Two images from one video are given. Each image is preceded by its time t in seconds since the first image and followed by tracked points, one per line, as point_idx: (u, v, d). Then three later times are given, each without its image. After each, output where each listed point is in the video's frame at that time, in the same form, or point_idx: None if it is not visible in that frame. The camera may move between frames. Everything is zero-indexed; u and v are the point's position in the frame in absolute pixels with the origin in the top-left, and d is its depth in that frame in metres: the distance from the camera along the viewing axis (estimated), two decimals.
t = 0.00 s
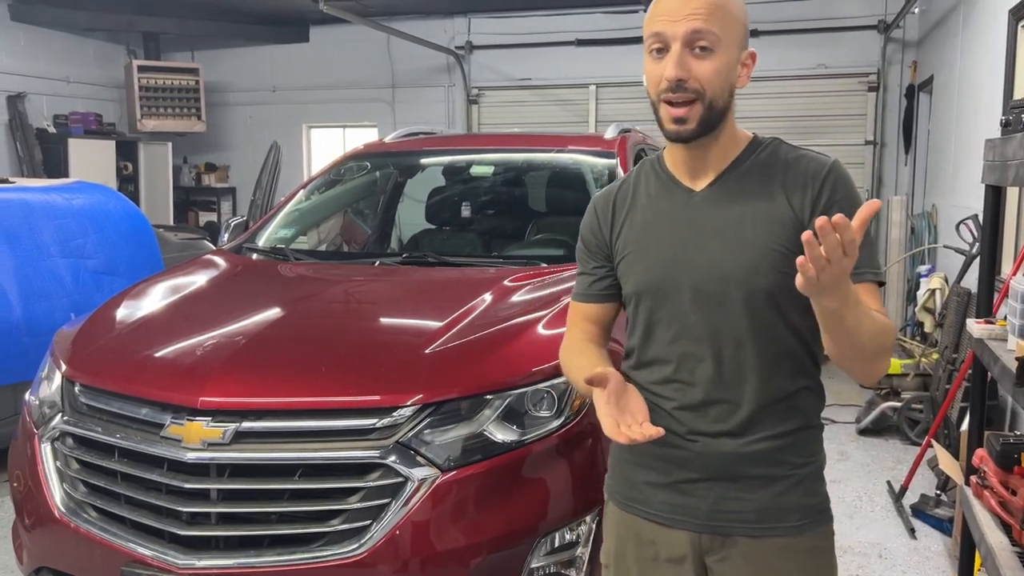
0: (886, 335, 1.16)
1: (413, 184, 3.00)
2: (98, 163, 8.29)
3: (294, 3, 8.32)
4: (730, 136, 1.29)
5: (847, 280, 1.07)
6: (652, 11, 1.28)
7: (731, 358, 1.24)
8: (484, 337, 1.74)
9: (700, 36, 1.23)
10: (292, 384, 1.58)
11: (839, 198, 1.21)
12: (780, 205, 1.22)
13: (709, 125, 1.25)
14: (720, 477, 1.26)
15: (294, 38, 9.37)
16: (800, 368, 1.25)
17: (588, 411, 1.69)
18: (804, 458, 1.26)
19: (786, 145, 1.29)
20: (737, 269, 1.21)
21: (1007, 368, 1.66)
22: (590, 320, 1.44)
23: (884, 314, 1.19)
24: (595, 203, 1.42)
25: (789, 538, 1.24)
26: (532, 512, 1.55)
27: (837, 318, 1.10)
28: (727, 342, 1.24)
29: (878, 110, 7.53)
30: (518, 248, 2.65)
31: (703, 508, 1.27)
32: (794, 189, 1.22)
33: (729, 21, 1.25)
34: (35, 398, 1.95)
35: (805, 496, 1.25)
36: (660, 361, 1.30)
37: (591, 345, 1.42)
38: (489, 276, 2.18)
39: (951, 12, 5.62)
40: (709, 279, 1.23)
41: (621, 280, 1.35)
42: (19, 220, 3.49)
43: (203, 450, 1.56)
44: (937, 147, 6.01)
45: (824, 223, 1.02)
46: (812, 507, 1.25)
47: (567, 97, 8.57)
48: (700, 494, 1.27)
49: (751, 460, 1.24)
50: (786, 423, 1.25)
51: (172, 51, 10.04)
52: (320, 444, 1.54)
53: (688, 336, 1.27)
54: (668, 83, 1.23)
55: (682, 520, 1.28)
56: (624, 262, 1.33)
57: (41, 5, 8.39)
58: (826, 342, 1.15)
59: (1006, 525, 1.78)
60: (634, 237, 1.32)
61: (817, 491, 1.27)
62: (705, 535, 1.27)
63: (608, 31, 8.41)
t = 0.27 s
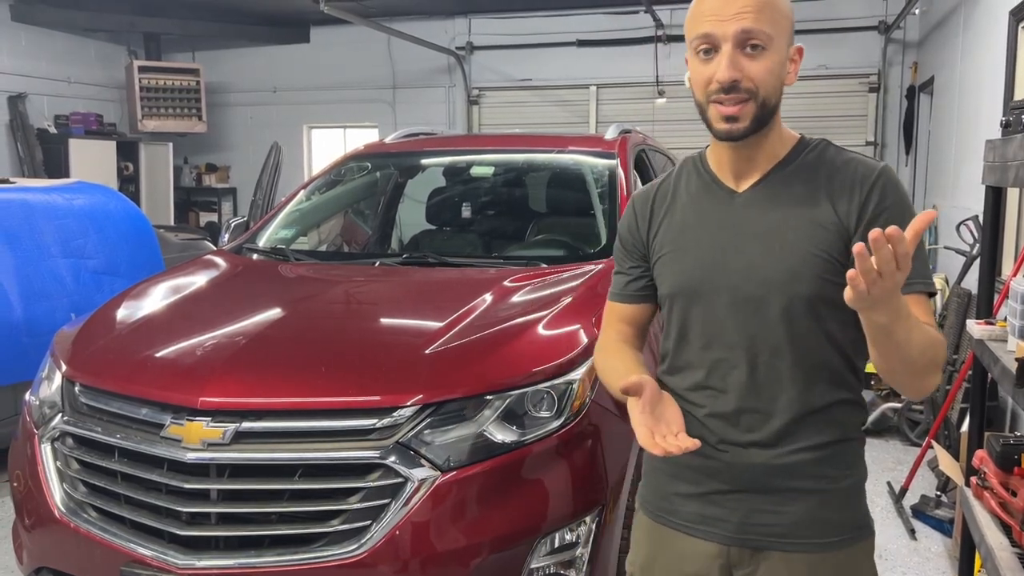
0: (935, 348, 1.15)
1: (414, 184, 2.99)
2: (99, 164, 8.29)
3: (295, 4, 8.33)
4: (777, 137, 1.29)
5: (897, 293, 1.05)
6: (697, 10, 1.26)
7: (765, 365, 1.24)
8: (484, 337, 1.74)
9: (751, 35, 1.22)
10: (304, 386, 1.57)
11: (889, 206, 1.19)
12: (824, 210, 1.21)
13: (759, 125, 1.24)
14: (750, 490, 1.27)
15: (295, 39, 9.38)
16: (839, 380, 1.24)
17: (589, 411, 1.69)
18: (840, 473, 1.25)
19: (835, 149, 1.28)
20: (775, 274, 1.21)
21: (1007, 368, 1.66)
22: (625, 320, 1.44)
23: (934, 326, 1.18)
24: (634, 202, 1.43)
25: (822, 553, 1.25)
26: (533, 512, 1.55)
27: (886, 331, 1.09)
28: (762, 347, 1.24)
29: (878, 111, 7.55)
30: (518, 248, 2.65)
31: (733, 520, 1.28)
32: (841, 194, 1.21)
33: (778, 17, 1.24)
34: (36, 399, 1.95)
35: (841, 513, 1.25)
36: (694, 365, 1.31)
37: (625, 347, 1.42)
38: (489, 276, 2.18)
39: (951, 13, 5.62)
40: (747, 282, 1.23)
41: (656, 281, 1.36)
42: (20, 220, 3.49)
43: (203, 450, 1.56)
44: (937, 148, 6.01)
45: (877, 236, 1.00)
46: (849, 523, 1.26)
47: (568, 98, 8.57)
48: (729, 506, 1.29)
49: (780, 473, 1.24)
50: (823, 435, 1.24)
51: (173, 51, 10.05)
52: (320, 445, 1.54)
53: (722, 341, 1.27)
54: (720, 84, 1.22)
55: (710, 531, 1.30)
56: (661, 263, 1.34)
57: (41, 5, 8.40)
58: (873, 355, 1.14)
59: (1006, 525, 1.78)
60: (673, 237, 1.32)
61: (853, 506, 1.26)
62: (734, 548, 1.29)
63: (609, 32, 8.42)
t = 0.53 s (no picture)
0: (956, 360, 1.15)
1: (414, 185, 2.99)
2: (99, 164, 8.29)
3: (295, 5, 8.33)
4: (805, 140, 1.28)
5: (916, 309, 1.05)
6: (729, 8, 1.26)
7: (784, 372, 1.24)
8: (484, 338, 1.74)
9: (785, 32, 1.22)
10: (310, 387, 1.57)
11: (918, 214, 1.17)
12: (850, 215, 1.20)
13: (789, 125, 1.24)
14: (766, 497, 1.28)
15: (295, 39, 9.39)
16: (861, 390, 1.24)
17: (588, 412, 1.69)
18: (859, 483, 1.25)
19: (865, 153, 1.26)
20: (795, 280, 1.21)
21: (1007, 369, 1.66)
22: (645, 320, 1.45)
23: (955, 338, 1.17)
24: (656, 201, 1.43)
25: (838, 561, 1.25)
26: (533, 512, 1.55)
27: (905, 346, 1.09)
28: (781, 353, 1.24)
29: (879, 112, 7.56)
30: (518, 249, 2.65)
31: (748, 528, 1.29)
32: (867, 200, 1.20)
33: (811, 15, 1.23)
34: (36, 399, 1.95)
35: (859, 521, 1.25)
36: (713, 369, 1.31)
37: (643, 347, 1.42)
38: (490, 277, 2.18)
39: (952, 14, 5.62)
40: (768, 287, 1.23)
41: (677, 282, 1.36)
42: (20, 221, 3.49)
43: (203, 451, 1.57)
44: (937, 149, 6.01)
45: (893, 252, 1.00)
46: (867, 533, 1.26)
47: (568, 99, 8.58)
48: (743, 514, 1.30)
49: (795, 481, 1.25)
50: (842, 443, 1.24)
51: (174, 52, 10.06)
52: (318, 446, 1.54)
53: (742, 347, 1.27)
54: (752, 83, 1.22)
55: (723, 538, 1.31)
56: (681, 264, 1.34)
57: (42, 5, 8.39)
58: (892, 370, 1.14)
59: (1006, 526, 1.78)
60: (694, 238, 1.32)
61: (872, 514, 1.26)
62: (749, 555, 1.29)
63: (609, 33, 8.42)
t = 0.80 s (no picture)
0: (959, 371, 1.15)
1: (415, 186, 2.99)
2: (100, 165, 8.30)
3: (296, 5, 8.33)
4: (816, 143, 1.28)
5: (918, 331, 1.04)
6: (743, 9, 1.26)
7: (786, 374, 1.24)
8: (486, 339, 1.74)
9: (798, 34, 1.22)
10: (312, 388, 1.57)
11: (927, 221, 1.17)
12: (857, 220, 1.20)
13: (801, 127, 1.24)
14: (766, 499, 1.28)
15: (296, 40, 9.39)
16: (862, 394, 1.24)
17: (589, 413, 1.69)
18: (858, 486, 1.25)
19: (875, 158, 1.26)
20: (801, 283, 1.21)
21: (1008, 371, 1.66)
22: (647, 316, 1.45)
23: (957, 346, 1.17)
24: (663, 200, 1.43)
25: (836, 563, 1.25)
26: (534, 513, 1.55)
27: (906, 364, 1.09)
28: (785, 355, 1.24)
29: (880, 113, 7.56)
30: (519, 250, 2.65)
31: (748, 529, 1.29)
32: (876, 205, 1.20)
33: (825, 17, 1.23)
34: (37, 400, 1.95)
35: (859, 524, 1.25)
36: (714, 370, 1.31)
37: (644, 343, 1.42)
38: (490, 278, 2.18)
39: (954, 15, 5.61)
40: (773, 289, 1.23)
41: (681, 281, 1.36)
42: (22, 222, 3.49)
43: (204, 452, 1.57)
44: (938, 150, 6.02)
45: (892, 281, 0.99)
46: (867, 535, 1.26)
47: (569, 100, 8.59)
48: (743, 515, 1.30)
49: (794, 483, 1.25)
50: (842, 446, 1.24)
51: (175, 52, 10.06)
52: (320, 448, 1.54)
53: (745, 348, 1.27)
54: (764, 84, 1.22)
55: (722, 539, 1.31)
56: (686, 264, 1.34)
57: (43, 6, 8.39)
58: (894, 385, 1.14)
59: (1008, 528, 1.78)
60: (700, 238, 1.32)
61: (872, 517, 1.26)
62: (749, 557, 1.30)
63: (610, 34, 8.42)
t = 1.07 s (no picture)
0: (943, 398, 1.13)
1: (415, 186, 2.99)
2: (101, 165, 8.30)
3: (297, 6, 8.33)
4: (811, 144, 1.28)
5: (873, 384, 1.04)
6: (730, 13, 1.27)
7: (778, 374, 1.24)
8: (486, 339, 1.74)
9: (782, 34, 1.22)
10: (308, 389, 1.57)
11: (922, 227, 1.18)
12: (853, 223, 1.20)
13: (791, 127, 1.24)
14: (755, 497, 1.27)
15: (297, 41, 9.39)
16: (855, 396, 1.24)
17: (590, 414, 1.69)
18: (850, 485, 1.25)
19: (871, 162, 1.26)
20: (795, 283, 1.21)
21: (1010, 372, 1.66)
22: (637, 308, 1.44)
23: (953, 362, 1.16)
24: (659, 197, 1.43)
25: (826, 561, 1.25)
26: (534, 514, 1.55)
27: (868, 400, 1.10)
28: (778, 355, 1.24)
29: (881, 114, 7.56)
30: (520, 251, 2.66)
31: (736, 526, 1.28)
32: (872, 208, 1.20)
33: (812, 18, 1.23)
34: (37, 400, 1.96)
35: (845, 521, 1.25)
36: (704, 368, 1.31)
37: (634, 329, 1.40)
38: (490, 279, 2.18)
39: (955, 17, 5.61)
40: (768, 289, 1.23)
41: (675, 278, 1.36)
42: (23, 222, 3.49)
43: (205, 453, 1.57)
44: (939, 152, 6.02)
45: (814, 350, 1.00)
46: (855, 532, 1.26)
47: (570, 100, 8.59)
48: (733, 512, 1.28)
49: (785, 481, 1.25)
50: (829, 445, 1.24)
51: (176, 53, 10.07)
52: (320, 449, 1.54)
53: (736, 347, 1.27)
54: (750, 84, 1.22)
55: (712, 536, 1.30)
56: (680, 261, 1.34)
57: (44, 7, 8.39)
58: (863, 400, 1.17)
59: (1010, 530, 1.78)
60: (695, 236, 1.32)
61: (860, 514, 1.26)
62: (738, 554, 1.28)
63: (611, 35, 8.42)
